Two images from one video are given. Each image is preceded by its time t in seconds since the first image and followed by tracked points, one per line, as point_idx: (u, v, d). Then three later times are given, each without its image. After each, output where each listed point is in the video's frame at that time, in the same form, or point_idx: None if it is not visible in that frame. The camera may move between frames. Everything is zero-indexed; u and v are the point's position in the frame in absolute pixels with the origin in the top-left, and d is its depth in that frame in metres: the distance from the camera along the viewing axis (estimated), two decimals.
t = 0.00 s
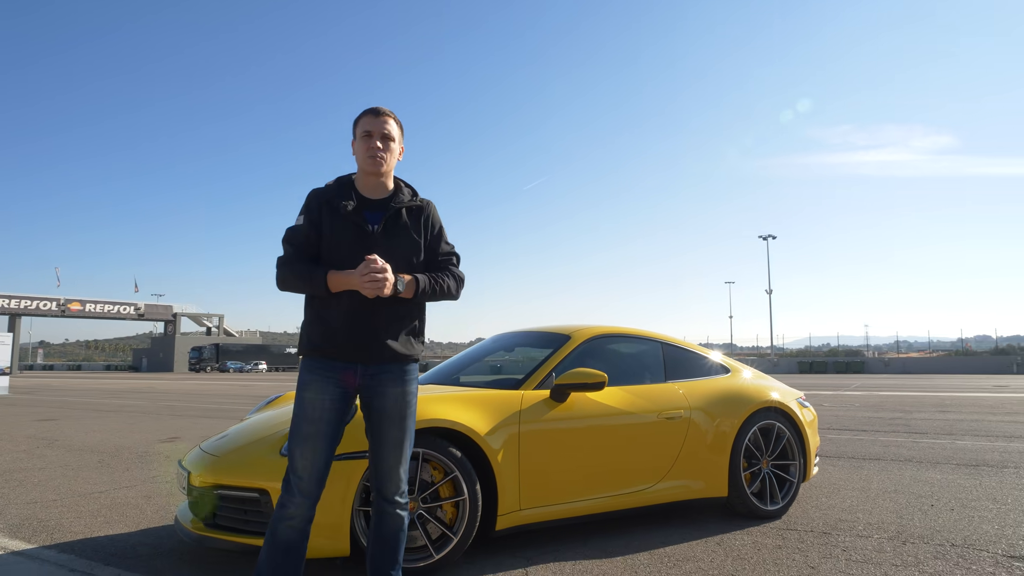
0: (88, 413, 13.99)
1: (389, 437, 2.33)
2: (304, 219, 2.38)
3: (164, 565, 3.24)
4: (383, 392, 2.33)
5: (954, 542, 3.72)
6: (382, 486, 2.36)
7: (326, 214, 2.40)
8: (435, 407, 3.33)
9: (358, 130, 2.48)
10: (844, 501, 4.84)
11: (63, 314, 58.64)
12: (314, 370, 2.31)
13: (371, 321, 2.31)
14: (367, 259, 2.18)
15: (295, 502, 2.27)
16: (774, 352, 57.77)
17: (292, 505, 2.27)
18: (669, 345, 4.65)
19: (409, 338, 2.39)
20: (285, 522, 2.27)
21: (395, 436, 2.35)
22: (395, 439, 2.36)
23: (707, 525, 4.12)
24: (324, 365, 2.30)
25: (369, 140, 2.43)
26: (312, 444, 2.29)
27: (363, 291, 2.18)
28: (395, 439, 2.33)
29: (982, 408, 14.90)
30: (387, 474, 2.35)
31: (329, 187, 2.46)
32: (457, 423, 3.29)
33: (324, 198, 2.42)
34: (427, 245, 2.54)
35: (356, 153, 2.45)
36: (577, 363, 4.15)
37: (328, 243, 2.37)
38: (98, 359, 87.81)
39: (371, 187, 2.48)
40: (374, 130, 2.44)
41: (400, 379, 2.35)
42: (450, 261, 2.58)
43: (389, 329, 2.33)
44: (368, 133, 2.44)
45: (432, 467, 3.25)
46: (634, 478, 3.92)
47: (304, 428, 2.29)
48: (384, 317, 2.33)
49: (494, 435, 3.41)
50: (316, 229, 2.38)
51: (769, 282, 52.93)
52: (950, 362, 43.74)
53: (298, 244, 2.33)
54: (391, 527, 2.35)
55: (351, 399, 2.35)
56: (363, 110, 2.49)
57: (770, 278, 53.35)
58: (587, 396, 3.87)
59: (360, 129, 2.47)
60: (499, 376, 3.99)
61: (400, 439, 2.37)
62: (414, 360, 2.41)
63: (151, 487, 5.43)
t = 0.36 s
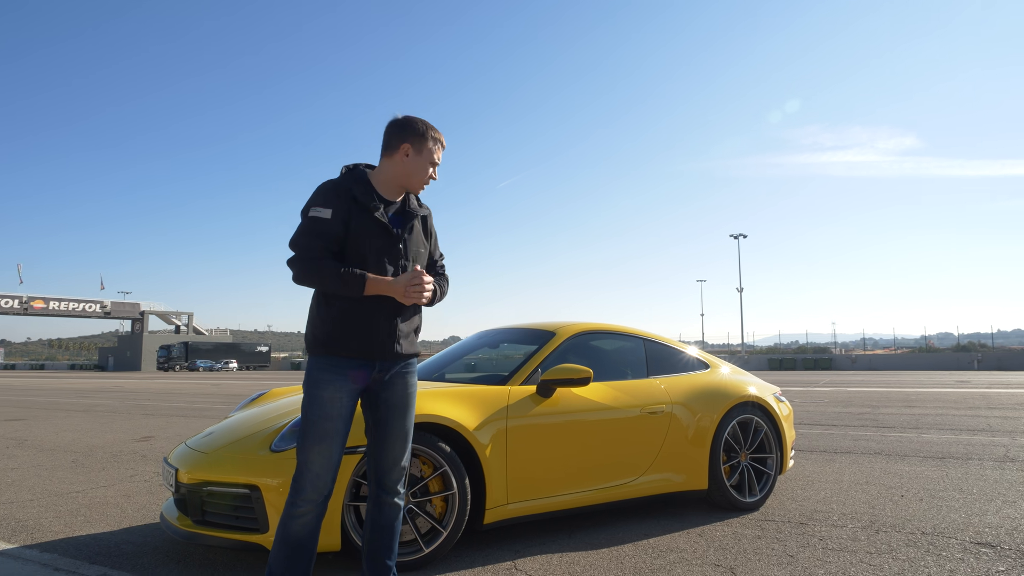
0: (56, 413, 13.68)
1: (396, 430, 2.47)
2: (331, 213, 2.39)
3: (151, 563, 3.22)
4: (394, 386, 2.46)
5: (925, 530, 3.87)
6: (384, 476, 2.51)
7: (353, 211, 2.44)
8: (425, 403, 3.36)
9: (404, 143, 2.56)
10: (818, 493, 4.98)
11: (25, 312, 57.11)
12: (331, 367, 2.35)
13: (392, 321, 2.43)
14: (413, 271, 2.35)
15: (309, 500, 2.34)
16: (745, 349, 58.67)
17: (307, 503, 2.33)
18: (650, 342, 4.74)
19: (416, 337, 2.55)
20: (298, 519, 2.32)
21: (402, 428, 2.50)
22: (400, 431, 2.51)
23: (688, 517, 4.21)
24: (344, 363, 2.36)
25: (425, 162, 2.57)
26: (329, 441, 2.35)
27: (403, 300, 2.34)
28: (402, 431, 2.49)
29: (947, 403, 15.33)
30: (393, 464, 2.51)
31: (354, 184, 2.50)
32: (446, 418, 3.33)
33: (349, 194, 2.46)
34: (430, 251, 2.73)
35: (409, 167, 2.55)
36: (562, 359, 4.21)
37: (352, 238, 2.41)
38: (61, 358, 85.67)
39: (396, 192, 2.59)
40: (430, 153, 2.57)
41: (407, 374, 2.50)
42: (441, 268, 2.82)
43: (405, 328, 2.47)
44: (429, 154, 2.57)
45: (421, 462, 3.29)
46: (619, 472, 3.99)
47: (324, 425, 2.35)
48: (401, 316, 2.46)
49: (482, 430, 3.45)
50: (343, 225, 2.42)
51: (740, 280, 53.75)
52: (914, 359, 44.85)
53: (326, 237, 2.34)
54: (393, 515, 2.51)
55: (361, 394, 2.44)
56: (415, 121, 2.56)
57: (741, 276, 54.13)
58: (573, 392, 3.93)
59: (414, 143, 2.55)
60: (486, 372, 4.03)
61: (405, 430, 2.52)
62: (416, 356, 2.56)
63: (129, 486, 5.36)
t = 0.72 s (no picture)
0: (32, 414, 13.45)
1: (390, 427, 2.54)
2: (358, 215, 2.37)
3: (137, 563, 3.20)
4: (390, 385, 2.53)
5: (903, 525, 3.95)
6: (375, 472, 2.55)
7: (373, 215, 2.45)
8: (413, 401, 3.38)
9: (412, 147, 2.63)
10: (800, 489, 5.07)
11: None
12: (337, 368, 2.36)
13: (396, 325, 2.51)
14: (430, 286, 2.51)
15: (310, 500, 2.35)
16: (726, 348, 59.17)
17: (308, 504, 2.35)
18: (635, 340, 4.79)
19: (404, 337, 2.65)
20: (297, 519, 2.33)
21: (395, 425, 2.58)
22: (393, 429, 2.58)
23: (672, 513, 4.27)
24: (352, 364, 2.38)
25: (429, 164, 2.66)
26: (333, 442, 2.37)
27: (418, 310, 2.48)
28: (397, 430, 2.55)
29: (924, 401, 15.59)
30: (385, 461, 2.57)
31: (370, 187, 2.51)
32: (435, 416, 3.35)
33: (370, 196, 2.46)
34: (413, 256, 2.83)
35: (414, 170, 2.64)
36: (548, 358, 4.24)
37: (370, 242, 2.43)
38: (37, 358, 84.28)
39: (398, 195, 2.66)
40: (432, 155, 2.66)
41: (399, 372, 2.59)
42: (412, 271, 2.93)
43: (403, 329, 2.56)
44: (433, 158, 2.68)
45: (410, 460, 3.31)
46: (605, 469, 4.03)
47: (330, 426, 2.36)
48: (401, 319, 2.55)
49: (471, 428, 3.48)
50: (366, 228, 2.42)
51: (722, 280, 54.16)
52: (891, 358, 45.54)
53: (355, 242, 2.33)
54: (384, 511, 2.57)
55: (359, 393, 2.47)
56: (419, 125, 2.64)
57: (722, 276, 54.59)
58: (560, 390, 3.97)
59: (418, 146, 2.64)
60: (473, 370, 4.05)
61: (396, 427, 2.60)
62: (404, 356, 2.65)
63: (112, 487, 5.31)
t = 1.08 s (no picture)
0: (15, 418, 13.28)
1: (391, 427, 2.50)
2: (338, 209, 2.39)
3: (124, 566, 3.17)
4: (392, 383, 2.49)
5: (891, 525, 3.99)
6: (376, 473, 2.52)
7: (360, 210, 2.45)
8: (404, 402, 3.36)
9: (380, 130, 2.56)
10: (788, 490, 5.10)
11: None
12: (333, 365, 2.36)
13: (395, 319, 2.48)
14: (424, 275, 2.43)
15: (306, 498, 2.34)
16: (714, 352, 59.49)
17: (303, 502, 2.33)
18: (626, 342, 4.81)
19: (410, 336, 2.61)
20: (291, 516, 2.32)
21: (398, 425, 2.54)
22: (396, 430, 2.54)
23: (663, 514, 4.28)
24: (346, 359, 2.37)
25: (394, 146, 2.55)
26: (328, 439, 2.36)
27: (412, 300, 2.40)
28: (398, 429, 2.51)
29: (909, 403, 15.75)
30: (386, 462, 2.54)
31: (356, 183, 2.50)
32: (425, 418, 3.34)
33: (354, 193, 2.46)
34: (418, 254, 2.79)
35: (379, 157, 2.55)
36: (539, 360, 4.25)
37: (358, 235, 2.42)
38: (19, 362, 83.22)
39: (384, 188, 2.61)
40: (398, 136, 2.55)
41: (405, 369, 2.55)
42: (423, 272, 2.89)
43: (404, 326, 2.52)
44: (401, 139, 2.56)
45: (401, 461, 3.29)
46: (596, 470, 4.04)
47: (325, 423, 2.34)
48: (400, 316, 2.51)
49: (461, 429, 3.47)
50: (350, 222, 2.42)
51: (710, 283, 54.27)
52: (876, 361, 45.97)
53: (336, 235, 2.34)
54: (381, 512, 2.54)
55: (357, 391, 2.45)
56: (387, 111, 2.57)
57: (710, 280, 54.96)
58: (550, 391, 3.97)
59: (382, 130, 2.56)
60: (464, 372, 4.05)
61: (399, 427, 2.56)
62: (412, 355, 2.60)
63: (98, 491, 5.26)
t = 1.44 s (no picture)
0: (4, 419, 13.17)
1: (388, 424, 2.46)
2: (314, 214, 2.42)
3: (117, 565, 3.15)
4: (390, 381, 2.45)
5: (884, 522, 4.00)
6: (376, 473, 2.49)
7: (341, 210, 2.44)
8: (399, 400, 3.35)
9: (372, 129, 2.52)
10: (782, 488, 5.11)
11: None
12: (326, 360, 2.36)
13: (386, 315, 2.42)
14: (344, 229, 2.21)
15: (301, 492, 2.33)
16: (706, 352, 59.66)
17: (298, 495, 2.32)
18: (621, 340, 4.80)
19: (416, 332, 2.54)
20: (286, 511, 2.31)
21: (398, 425, 2.49)
22: (397, 429, 2.50)
23: (658, 512, 4.28)
24: (338, 355, 2.36)
25: (384, 142, 2.49)
26: (321, 432, 2.35)
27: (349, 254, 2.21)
28: (397, 428, 2.47)
29: (900, 403, 15.82)
30: (386, 461, 2.50)
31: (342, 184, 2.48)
32: (420, 416, 3.32)
33: (337, 194, 2.46)
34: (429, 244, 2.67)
35: (371, 156, 2.50)
36: (534, 358, 4.24)
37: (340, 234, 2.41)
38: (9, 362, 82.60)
39: (383, 188, 2.56)
40: (388, 132, 2.50)
41: (408, 368, 2.50)
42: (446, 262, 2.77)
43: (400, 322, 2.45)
44: (391, 135, 2.50)
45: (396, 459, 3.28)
46: (591, 468, 4.04)
47: (317, 415, 2.34)
48: (395, 311, 2.44)
49: (457, 427, 3.46)
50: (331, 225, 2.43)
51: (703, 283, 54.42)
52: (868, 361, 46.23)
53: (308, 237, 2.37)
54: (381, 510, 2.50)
55: (355, 388, 2.44)
56: (378, 109, 2.53)
57: (703, 280, 55.08)
58: (545, 389, 3.97)
59: (374, 129, 2.51)
60: (458, 370, 4.04)
61: (400, 427, 2.51)
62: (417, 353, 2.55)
63: (89, 490, 5.22)
